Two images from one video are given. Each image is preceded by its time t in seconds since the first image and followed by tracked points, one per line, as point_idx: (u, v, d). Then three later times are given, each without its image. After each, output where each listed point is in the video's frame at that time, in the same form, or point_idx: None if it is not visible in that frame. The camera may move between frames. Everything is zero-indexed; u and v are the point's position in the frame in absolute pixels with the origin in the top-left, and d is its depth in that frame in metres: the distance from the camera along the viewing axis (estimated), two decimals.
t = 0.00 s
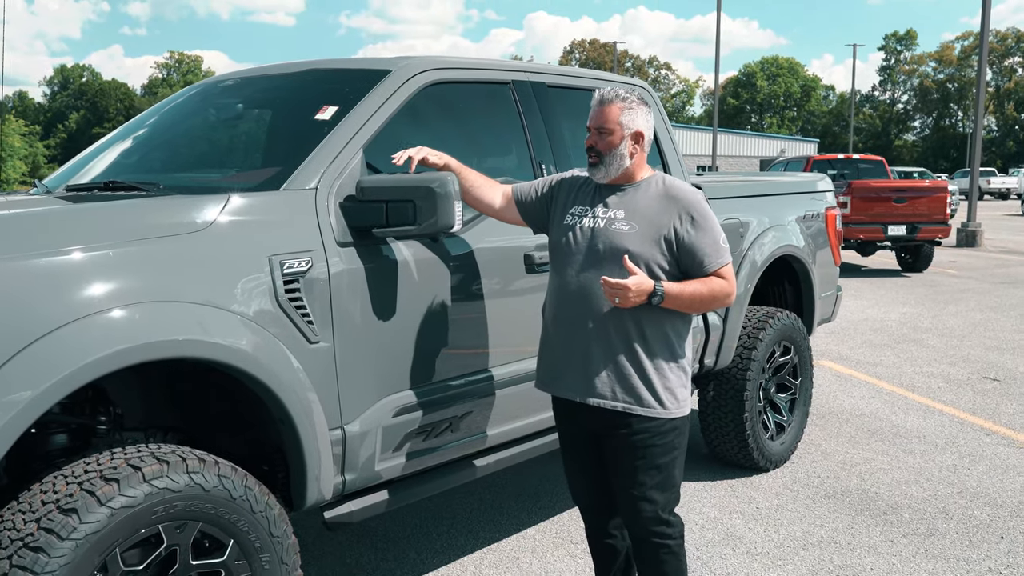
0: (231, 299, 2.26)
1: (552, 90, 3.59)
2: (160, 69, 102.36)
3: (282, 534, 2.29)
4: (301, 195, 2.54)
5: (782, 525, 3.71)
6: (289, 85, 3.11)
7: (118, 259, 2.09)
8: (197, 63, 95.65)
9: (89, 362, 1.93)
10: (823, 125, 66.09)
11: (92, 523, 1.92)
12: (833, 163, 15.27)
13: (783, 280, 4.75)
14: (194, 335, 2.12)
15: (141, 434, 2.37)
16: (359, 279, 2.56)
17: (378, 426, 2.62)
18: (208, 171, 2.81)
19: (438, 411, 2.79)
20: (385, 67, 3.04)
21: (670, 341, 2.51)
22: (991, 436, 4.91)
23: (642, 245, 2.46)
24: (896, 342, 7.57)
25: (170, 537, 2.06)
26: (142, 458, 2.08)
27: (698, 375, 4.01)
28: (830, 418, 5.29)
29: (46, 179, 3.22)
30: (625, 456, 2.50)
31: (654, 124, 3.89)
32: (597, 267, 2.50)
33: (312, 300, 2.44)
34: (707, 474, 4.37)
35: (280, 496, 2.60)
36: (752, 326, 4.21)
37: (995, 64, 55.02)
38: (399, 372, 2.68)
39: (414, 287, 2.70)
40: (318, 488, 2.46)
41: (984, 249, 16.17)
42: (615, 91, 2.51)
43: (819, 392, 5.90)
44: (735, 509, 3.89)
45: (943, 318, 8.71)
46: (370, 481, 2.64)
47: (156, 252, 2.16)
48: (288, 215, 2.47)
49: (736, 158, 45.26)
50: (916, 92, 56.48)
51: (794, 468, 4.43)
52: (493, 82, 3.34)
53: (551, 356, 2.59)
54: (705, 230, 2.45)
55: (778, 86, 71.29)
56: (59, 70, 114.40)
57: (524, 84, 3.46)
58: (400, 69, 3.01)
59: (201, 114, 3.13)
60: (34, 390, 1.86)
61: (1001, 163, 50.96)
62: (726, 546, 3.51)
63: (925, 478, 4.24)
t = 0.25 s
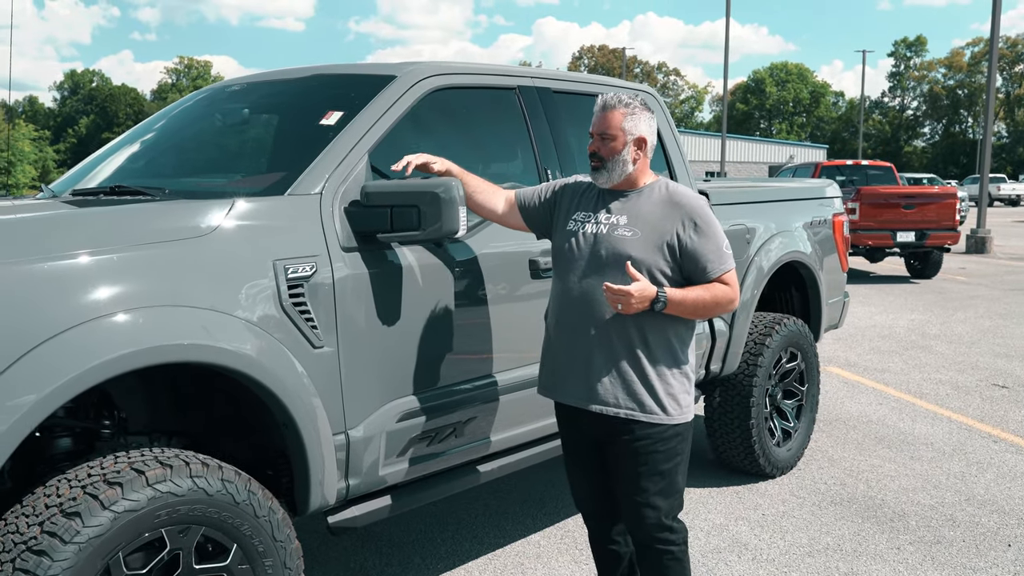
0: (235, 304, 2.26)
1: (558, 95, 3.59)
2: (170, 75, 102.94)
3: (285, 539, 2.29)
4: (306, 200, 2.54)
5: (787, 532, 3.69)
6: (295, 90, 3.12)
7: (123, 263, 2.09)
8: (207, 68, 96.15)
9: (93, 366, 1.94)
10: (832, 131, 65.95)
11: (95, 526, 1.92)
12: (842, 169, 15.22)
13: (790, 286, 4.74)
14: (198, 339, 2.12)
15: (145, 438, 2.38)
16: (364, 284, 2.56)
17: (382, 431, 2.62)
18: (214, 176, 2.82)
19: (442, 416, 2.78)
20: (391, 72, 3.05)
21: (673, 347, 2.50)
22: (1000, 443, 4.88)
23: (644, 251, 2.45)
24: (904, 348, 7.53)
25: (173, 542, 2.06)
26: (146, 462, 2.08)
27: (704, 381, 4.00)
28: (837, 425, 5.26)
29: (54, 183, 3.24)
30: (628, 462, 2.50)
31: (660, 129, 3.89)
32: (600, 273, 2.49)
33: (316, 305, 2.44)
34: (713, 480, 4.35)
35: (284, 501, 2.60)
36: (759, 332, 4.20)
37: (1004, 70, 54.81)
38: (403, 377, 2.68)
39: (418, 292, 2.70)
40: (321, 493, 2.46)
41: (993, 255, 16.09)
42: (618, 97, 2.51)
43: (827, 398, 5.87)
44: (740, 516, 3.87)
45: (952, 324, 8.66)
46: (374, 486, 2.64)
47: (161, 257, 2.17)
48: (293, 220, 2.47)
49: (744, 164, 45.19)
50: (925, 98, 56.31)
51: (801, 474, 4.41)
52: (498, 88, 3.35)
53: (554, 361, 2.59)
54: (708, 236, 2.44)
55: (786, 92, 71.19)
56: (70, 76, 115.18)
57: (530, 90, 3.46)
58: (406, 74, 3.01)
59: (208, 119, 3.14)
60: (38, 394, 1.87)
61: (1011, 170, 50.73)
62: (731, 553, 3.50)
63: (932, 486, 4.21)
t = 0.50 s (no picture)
0: (238, 304, 2.26)
1: (563, 97, 3.59)
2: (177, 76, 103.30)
3: (287, 538, 2.29)
4: (309, 200, 2.54)
5: (791, 534, 3.67)
6: (300, 91, 3.13)
7: (126, 262, 2.10)
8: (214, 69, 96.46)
9: (96, 365, 1.94)
10: (839, 133, 65.79)
11: (96, 525, 1.93)
12: (849, 171, 15.17)
13: (795, 288, 4.72)
14: (201, 339, 2.13)
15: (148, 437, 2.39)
16: (367, 284, 2.56)
17: (384, 431, 2.62)
18: (218, 176, 2.83)
19: (444, 417, 2.78)
20: (395, 73, 3.05)
21: (675, 348, 2.50)
22: (1005, 446, 4.85)
23: (647, 252, 2.45)
24: (910, 351, 7.50)
25: (175, 541, 2.06)
26: (148, 461, 2.09)
27: (708, 382, 3.99)
28: (842, 426, 5.25)
29: (59, 183, 3.26)
30: (631, 463, 2.49)
31: (664, 130, 3.88)
32: (602, 273, 2.49)
33: (319, 305, 2.44)
34: (717, 482, 4.34)
35: (286, 501, 2.60)
36: (763, 333, 4.18)
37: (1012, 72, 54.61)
38: (406, 378, 2.68)
39: (421, 292, 2.70)
40: (323, 493, 2.46)
41: (1001, 258, 16.02)
42: (621, 98, 2.51)
43: (832, 400, 5.85)
44: (744, 517, 3.86)
45: (958, 327, 8.63)
46: (376, 486, 2.64)
47: (165, 256, 2.17)
48: (297, 220, 2.47)
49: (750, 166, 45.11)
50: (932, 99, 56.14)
51: (805, 476, 4.39)
52: (503, 89, 3.34)
53: (556, 362, 2.59)
54: (711, 238, 2.44)
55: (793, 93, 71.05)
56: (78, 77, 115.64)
57: (534, 90, 3.46)
58: (410, 75, 3.02)
59: (212, 119, 3.15)
60: (41, 392, 1.87)
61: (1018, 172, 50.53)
62: (734, 554, 3.49)
63: (937, 488, 4.19)
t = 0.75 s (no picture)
0: (236, 300, 2.26)
1: (563, 93, 3.59)
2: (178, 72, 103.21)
3: (284, 534, 2.29)
4: (308, 195, 2.54)
5: (790, 530, 3.67)
6: (298, 86, 3.12)
7: (124, 257, 2.10)
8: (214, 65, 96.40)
9: (94, 359, 1.94)
10: (840, 129, 65.70)
11: (93, 520, 1.93)
12: (851, 168, 15.14)
13: (795, 284, 4.72)
14: (199, 334, 2.13)
15: (146, 433, 2.39)
16: (365, 280, 2.56)
17: (382, 427, 2.62)
18: (217, 171, 2.82)
19: (443, 412, 2.78)
20: (394, 68, 3.05)
21: (674, 344, 2.49)
22: (1005, 443, 4.85)
23: (646, 248, 2.44)
24: (911, 348, 7.50)
25: (172, 535, 2.07)
26: (145, 456, 2.09)
27: (707, 379, 3.99)
28: (842, 423, 5.25)
29: (57, 178, 3.25)
30: (629, 459, 2.49)
31: (664, 126, 3.88)
32: (601, 269, 2.49)
33: (317, 300, 2.44)
34: (717, 478, 4.34)
35: (284, 496, 2.60)
36: (763, 329, 4.18)
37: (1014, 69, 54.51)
38: (404, 373, 2.68)
39: (419, 288, 2.70)
40: (321, 488, 2.47)
41: (1002, 255, 16.00)
42: (621, 93, 2.50)
43: (832, 397, 5.85)
44: (743, 513, 3.86)
45: (959, 324, 8.62)
46: (374, 482, 2.64)
47: (163, 251, 2.17)
48: (295, 215, 2.47)
49: (752, 162, 45.06)
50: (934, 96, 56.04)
51: (804, 473, 4.39)
52: (502, 84, 3.34)
53: (555, 357, 2.58)
54: (709, 234, 2.43)
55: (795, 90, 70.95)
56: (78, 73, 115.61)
57: (534, 86, 3.45)
58: (409, 70, 3.01)
59: (211, 115, 3.14)
60: (38, 387, 1.87)
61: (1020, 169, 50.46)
62: (733, 550, 3.49)
63: (936, 485, 4.19)
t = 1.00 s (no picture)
0: (238, 299, 2.26)
1: (566, 92, 3.59)
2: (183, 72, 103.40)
3: (286, 532, 2.30)
4: (310, 195, 2.54)
5: (793, 530, 3.67)
6: (301, 85, 3.13)
7: (127, 256, 2.10)
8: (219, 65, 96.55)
9: (97, 358, 1.94)
10: (845, 129, 65.58)
11: (96, 518, 1.94)
12: (856, 168, 15.10)
13: (798, 284, 4.71)
14: (201, 333, 2.13)
15: (148, 431, 2.39)
16: (367, 279, 2.56)
17: (384, 426, 2.62)
18: (219, 171, 2.83)
19: (445, 412, 2.78)
20: (397, 68, 3.05)
21: (677, 344, 2.49)
22: (1009, 443, 4.84)
23: (649, 248, 2.44)
24: (915, 348, 7.48)
25: (174, 534, 2.07)
26: (147, 455, 2.09)
27: (710, 378, 3.98)
28: (846, 423, 5.24)
29: (61, 177, 3.26)
30: (632, 459, 2.49)
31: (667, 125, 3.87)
32: (604, 269, 2.48)
33: (319, 299, 2.44)
34: (720, 478, 4.33)
35: (286, 495, 2.60)
36: (766, 329, 4.17)
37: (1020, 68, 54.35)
38: (406, 372, 2.68)
39: (421, 287, 2.70)
40: (323, 487, 2.47)
41: (1008, 255, 15.96)
42: (624, 93, 2.50)
43: (835, 397, 5.84)
44: (746, 513, 3.86)
45: (963, 324, 8.60)
46: (376, 481, 2.64)
47: (165, 250, 2.17)
48: (298, 214, 2.47)
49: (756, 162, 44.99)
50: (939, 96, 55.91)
51: (808, 473, 4.38)
52: (505, 84, 3.34)
53: (557, 357, 2.58)
54: (713, 234, 2.43)
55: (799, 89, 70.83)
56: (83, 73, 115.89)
57: (537, 86, 3.45)
58: (412, 69, 3.01)
59: (214, 114, 3.15)
60: (41, 385, 1.87)
61: None
62: (736, 551, 3.48)
63: (939, 485, 4.18)
